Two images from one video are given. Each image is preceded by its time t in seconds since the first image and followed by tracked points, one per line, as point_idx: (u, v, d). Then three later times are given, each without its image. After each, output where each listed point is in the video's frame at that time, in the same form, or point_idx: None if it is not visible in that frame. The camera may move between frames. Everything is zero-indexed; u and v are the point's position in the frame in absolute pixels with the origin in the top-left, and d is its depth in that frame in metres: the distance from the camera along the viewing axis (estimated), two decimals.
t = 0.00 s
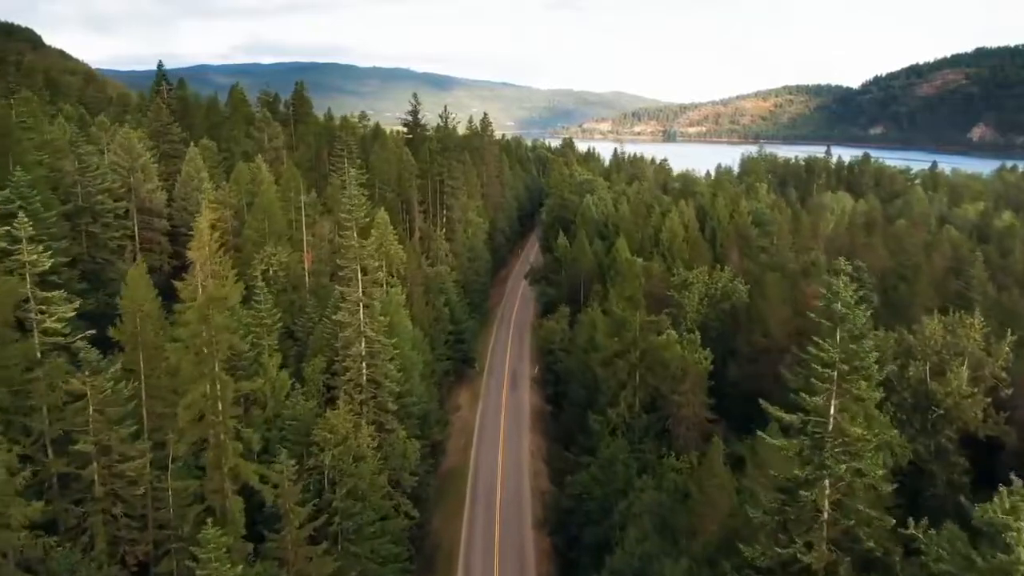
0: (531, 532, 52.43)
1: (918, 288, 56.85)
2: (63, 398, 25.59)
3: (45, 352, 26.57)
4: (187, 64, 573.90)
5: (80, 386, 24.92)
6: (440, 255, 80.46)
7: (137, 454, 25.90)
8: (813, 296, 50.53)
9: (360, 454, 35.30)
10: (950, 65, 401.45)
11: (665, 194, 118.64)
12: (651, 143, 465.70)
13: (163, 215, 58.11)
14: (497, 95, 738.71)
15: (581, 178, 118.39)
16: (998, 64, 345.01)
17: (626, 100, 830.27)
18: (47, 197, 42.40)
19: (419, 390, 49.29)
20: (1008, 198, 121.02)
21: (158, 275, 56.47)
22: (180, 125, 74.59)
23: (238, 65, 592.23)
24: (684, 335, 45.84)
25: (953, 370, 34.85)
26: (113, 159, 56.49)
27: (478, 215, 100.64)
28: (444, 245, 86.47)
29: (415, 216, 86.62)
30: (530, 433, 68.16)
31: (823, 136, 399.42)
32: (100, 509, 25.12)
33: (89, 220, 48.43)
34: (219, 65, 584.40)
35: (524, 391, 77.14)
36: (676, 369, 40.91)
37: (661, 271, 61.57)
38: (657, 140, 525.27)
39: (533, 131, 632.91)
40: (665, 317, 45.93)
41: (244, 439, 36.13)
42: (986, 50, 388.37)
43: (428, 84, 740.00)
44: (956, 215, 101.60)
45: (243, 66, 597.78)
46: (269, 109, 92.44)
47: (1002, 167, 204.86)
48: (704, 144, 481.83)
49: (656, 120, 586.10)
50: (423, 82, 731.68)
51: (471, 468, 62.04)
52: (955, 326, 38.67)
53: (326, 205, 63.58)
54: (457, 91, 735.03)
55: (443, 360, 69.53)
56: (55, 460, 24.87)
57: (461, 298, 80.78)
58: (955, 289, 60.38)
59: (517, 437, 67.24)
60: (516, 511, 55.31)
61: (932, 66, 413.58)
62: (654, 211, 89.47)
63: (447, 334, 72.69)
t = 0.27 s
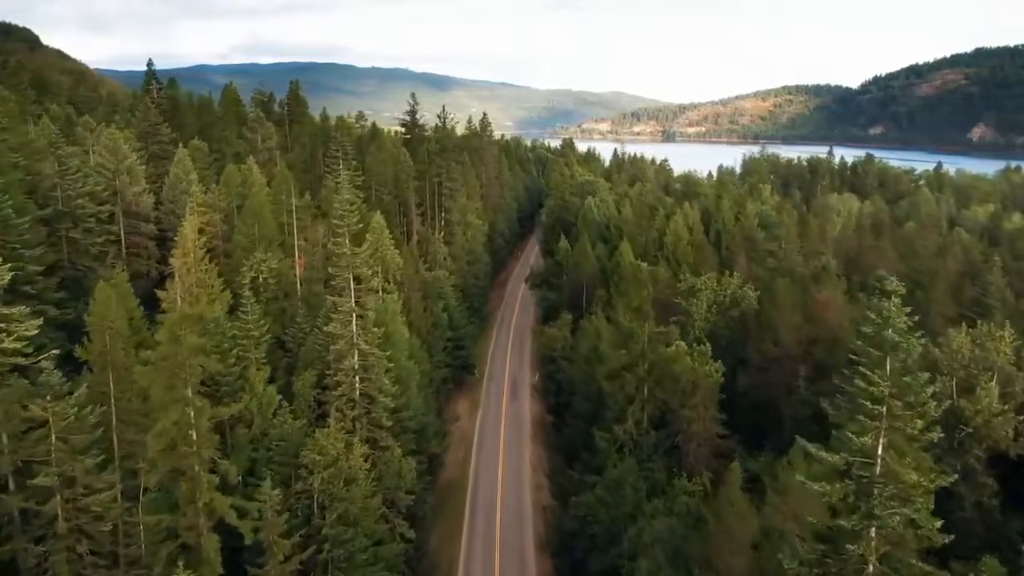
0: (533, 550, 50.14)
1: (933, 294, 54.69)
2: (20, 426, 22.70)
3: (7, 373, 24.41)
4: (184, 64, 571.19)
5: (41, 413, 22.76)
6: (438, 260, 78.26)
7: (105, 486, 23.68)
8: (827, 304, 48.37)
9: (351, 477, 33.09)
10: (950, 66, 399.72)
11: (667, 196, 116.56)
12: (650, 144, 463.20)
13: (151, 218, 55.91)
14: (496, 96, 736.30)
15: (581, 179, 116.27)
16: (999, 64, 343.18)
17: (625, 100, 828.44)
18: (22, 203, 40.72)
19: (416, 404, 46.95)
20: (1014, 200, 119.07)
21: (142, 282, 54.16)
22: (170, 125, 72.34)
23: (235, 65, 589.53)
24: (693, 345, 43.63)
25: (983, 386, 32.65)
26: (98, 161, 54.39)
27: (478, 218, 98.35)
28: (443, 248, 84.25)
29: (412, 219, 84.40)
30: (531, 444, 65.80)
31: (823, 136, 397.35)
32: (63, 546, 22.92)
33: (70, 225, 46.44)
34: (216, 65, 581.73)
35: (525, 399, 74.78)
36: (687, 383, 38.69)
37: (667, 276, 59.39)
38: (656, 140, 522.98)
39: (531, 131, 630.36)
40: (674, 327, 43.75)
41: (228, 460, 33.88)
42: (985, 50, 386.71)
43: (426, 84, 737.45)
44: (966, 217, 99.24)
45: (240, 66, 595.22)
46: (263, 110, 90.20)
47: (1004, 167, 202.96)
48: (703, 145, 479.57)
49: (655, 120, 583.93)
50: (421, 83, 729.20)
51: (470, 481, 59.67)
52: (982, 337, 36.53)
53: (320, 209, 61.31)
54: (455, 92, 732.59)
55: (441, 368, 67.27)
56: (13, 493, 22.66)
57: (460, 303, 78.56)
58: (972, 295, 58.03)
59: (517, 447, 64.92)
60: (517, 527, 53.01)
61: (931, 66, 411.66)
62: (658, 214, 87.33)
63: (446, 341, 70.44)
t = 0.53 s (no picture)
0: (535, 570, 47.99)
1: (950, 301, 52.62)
2: None
3: None
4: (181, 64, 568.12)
5: None
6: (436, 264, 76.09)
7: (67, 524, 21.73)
8: (843, 313, 46.24)
9: (342, 503, 31.05)
10: (949, 66, 398.14)
11: (669, 197, 114.41)
12: (648, 144, 460.84)
13: (137, 222, 53.76)
14: (494, 96, 733.89)
15: (582, 179, 114.12)
16: (999, 64, 341.54)
17: (624, 100, 826.56)
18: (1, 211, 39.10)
19: (413, 418, 44.76)
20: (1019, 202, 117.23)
21: (128, 288, 52.22)
22: (160, 125, 70.09)
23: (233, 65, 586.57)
24: (704, 358, 41.50)
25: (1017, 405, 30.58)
26: (82, 163, 51.89)
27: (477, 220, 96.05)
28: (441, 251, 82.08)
29: (410, 222, 82.23)
30: (532, 455, 63.59)
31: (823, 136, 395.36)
32: None
33: (49, 231, 44.61)
34: (214, 65, 578.63)
35: (526, 407, 72.56)
36: (698, 399, 36.63)
37: (673, 283, 57.25)
38: (655, 140, 520.69)
39: (530, 131, 627.96)
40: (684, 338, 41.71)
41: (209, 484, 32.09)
42: (985, 50, 385.14)
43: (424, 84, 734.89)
44: (976, 219, 97.02)
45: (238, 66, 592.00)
46: (256, 109, 87.85)
47: (1006, 168, 201.12)
48: (702, 145, 477.35)
49: (653, 120, 581.81)
50: (419, 82, 726.52)
51: (469, 494, 57.45)
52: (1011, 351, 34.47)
53: (313, 212, 59.05)
54: (454, 92, 730.15)
55: (439, 377, 65.07)
56: None
57: (458, 309, 76.39)
58: (990, 301, 55.94)
59: (518, 459, 62.73)
60: (518, 545, 50.84)
61: (931, 66, 409.93)
62: (661, 217, 85.17)
63: (444, 348, 68.29)
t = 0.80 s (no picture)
0: None
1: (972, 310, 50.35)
2: None
3: None
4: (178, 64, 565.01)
5: None
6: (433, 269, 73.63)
7: None
8: (863, 325, 43.84)
9: (328, 538, 28.55)
10: (949, 66, 396.50)
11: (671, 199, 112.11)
12: (647, 144, 458.44)
13: (119, 228, 51.20)
14: (493, 96, 731.34)
15: (583, 180, 111.71)
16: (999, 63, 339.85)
17: (622, 100, 824.13)
18: None
19: (409, 436, 42.17)
20: None
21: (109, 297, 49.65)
22: (146, 126, 67.49)
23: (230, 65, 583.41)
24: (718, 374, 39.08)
25: None
26: (61, 165, 49.23)
27: (476, 223, 93.44)
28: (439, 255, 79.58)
29: (406, 225, 79.71)
30: (533, 469, 61.04)
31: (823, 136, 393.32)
32: None
33: (20, 238, 42.05)
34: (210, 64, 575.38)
35: (527, 417, 69.97)
36: (714, 420, 34.24)
37: (682, 290, 54.82)
38: (654, 140, 518.38)
39: (529, 131, 625.40)
40: (698, 353, 39.25)
41: (185, 514, 29.87)
42: (984, 50, 383.57)
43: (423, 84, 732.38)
44: (985, 222, 94.82)
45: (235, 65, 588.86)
46: (248, 109, 85.24)
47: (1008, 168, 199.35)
48: (701, 145, 475.01)
49: (652, 120, 579.68)
50: (417, 82, 723.88)
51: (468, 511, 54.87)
52: None
53: (304, 215, 56.44)
54: (452, 92, 727.66)
55: (437, 387, 62.52)
56: None
57: (457, 315, 73.91)
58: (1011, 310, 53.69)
59: (519, 472, 60.17)
60: (519, 567, 48.34)
61: (930, 66, 408.17)
62: (666, 220, 82.72)
63: (442, 357, 65.74)
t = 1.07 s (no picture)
0: None
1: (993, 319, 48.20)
2: None
3: None
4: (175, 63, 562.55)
5: None
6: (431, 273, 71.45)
7: None
8: (883, 337, 41.61)
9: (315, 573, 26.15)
10: (948, 66, 394.64)
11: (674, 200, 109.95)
12: (645, 144, 456.26)
13: (102, 232, 49.06)
14: (491, 96, 729.01)
15: (584, 181, 109.52)
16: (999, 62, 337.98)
17: (621, 100, 822.12)
18: None
19: (404, 453, 39.99)
20: None
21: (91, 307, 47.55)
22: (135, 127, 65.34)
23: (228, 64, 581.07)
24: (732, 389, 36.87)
25: None
26: (41, 168, 47.09)
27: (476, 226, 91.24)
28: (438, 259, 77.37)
29: (404, 227, 77.50)
30: (535, 482, 58.75)
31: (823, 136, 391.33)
32: None
33: None
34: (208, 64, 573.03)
35: (528, 427, 67.70)
36: (730, 442, 32.01)
37: (690, 298, 52.66)
38: (653, 140, 516.24)
39: (527, 131, 623.02)
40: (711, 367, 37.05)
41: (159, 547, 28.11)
42: (983, 49, 381.78)
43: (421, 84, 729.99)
44: (995, 224, 92.76)
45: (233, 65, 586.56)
46: (241, 109, 83.04)
47: (1009, 169, 197.40)
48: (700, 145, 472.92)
49: (651, 120, 577.51)
50: (416, 82, 721.42)
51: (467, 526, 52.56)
52: None
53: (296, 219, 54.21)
54: (451, 92, 725.36)
55: (435, 397, 60.34)
56: None
57: (455, 321, 71.78)
58: None
59: (520, 485, 57.87)
60: None
61: (930, 66, 406.33)
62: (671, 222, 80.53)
63: (440, 364, 63.54)
